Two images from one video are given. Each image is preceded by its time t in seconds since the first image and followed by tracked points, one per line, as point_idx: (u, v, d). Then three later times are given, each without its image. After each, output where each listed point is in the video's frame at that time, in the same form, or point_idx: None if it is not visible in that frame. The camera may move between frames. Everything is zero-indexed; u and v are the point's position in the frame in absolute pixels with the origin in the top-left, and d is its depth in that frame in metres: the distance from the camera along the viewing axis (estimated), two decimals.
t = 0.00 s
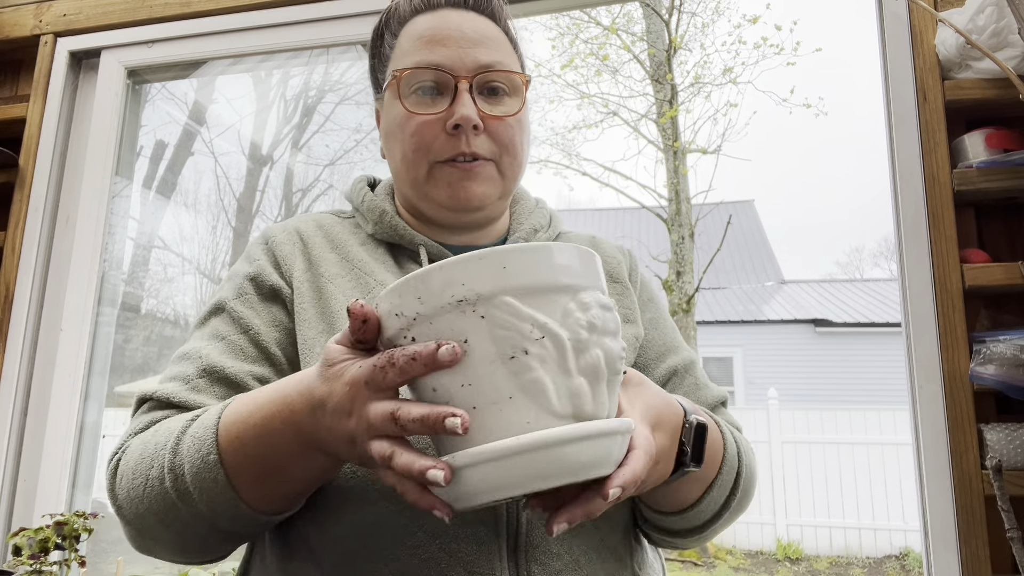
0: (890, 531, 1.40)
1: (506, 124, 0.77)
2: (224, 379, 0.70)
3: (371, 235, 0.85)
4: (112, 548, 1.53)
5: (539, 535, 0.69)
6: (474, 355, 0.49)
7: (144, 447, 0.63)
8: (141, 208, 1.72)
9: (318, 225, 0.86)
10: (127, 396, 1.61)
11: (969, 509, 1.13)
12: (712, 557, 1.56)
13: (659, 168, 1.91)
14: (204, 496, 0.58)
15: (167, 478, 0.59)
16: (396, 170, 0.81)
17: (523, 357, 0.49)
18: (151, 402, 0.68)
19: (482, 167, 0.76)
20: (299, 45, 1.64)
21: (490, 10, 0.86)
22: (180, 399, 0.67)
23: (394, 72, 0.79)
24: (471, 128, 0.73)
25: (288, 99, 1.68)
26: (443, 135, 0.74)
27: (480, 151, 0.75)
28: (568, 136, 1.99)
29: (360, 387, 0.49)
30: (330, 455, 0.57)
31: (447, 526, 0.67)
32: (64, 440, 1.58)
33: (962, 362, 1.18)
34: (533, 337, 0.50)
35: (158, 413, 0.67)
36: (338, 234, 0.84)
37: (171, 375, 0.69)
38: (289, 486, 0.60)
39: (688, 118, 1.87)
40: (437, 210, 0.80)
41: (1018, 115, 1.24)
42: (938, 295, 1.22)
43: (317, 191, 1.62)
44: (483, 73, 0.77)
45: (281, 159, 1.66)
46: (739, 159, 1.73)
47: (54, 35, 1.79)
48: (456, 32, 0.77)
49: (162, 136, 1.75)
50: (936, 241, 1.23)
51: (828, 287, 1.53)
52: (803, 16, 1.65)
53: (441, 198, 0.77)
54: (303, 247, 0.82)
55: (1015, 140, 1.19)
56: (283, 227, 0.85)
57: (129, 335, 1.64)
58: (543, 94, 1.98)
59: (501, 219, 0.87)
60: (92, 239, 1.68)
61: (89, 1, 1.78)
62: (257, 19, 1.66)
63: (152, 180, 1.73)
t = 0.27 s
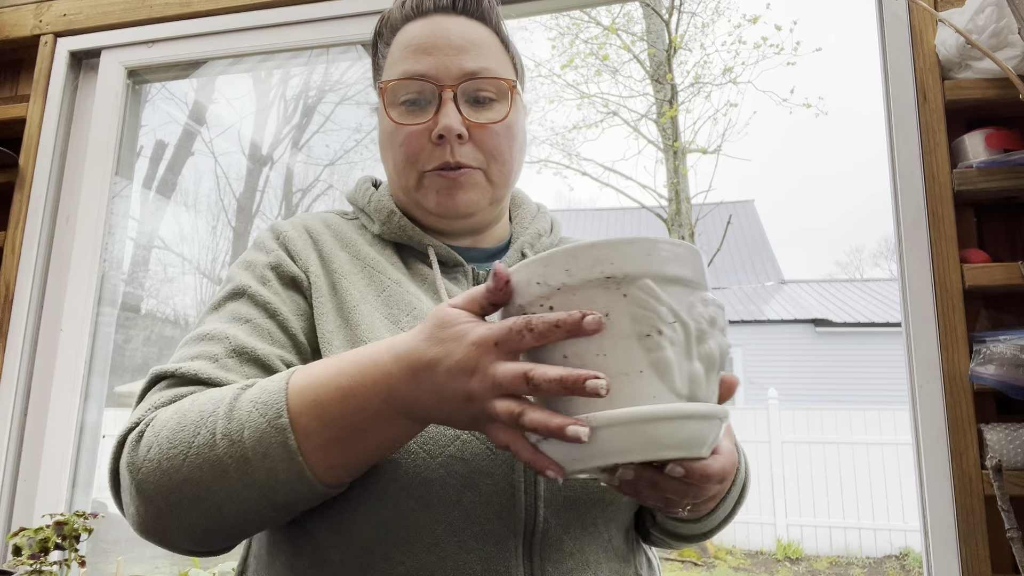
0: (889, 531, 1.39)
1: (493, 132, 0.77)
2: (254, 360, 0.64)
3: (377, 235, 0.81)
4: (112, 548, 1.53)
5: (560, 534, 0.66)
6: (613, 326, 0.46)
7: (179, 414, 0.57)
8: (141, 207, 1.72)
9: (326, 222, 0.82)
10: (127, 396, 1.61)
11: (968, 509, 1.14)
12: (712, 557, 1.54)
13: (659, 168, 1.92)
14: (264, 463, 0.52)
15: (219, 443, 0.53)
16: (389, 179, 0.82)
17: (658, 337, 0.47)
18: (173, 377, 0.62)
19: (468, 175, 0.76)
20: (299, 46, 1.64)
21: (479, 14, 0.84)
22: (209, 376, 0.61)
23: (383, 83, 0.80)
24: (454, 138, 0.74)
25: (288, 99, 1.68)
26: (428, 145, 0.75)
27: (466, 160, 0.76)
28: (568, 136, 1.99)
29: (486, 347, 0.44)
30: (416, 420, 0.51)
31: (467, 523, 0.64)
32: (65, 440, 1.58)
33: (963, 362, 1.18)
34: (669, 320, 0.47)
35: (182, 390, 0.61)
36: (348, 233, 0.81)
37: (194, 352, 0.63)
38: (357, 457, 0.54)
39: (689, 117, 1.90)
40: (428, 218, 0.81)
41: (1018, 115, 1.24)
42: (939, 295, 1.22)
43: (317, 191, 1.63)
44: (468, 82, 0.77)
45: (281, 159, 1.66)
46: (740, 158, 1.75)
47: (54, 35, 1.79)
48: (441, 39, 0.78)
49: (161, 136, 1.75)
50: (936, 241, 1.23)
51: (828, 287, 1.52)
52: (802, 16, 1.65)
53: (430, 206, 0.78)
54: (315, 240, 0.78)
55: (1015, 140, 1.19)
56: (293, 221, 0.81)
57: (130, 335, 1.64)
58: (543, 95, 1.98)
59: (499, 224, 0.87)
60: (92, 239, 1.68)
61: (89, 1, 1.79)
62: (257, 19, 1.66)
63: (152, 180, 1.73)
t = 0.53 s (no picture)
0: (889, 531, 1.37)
1: (497, 139, 0.77)
2: (252, 368, 0.62)
3: (386, 235, 0.81)
4: (112, 548, 1.53)
5: (573, 541, 0.68)
6: (774, 327, 0.54)
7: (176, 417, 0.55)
8: (141, 207, 1.71)
9: (334, 219, 0.81)
10: (127, 396, 1.60)
11: (969, 508, 1.14)
12: (711, 557, 1.56)
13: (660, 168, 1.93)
14: (255, 473, 0.50)
15: (213, 451, 0.51)
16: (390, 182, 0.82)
17: (806, 352, 0.54)
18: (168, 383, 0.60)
19: (469, 184, 0.77)
20: (299, 46, 1.64)
21: (487, 12, 0.83)
22: (207, 384, 0.59)
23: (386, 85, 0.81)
24: (455, 145, 0.75)
25: (288, 99, 1.67)
26: (429, 151, 0.75)
27: (468, 168, 0.77)
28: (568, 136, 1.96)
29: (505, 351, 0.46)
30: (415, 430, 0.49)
31: (490, 533, 0.64)
32: (65, 440, 1.58)
33: (962, 362, 1.18)
34: (818, 342, 0.55)
35: (177, 397, 0.59)
36: (356, 231, 0.80)
37: (192, 360, 0.61)
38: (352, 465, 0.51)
39: (689, 118, 1.90)
40: (428, 224, 0.81)
41: (1018, 115, 1.24)
42: (939, 295, 1.22)
43: (317, 191, 1.62)
44: (471, 87, 0.78)
45: (281, 159, 1.66)
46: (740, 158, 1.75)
47: (54, 35, 1.79)
48: (446, 41, 0.78)
49: (161, 136, 1.75)
50: (936, 242, 1.24)
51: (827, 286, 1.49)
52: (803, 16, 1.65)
53: (429, 214, 0.79)
54: (325, 238, 0.76)
55: (1015, 140, 1.19)
56: (296, 218, 0.79)
57: (130, 335, 1.64)
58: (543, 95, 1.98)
59: (503, 228, 0.88)
60: (92, 239, 1.68)
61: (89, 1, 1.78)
62: (257, 19, 1.66)
63: (152, 180, 1.72)
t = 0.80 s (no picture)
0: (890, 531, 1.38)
1: (512, 140, 0.78)
2: (222, 356, 0.58)
3: (396, 234, 0.79)
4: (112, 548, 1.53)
5: (594, 543, 0.71)
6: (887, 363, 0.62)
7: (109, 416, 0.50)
8: (141, 207, 1.72)
9: (340, 216, 0.79)
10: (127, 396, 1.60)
11: (969, 509, 1.13)
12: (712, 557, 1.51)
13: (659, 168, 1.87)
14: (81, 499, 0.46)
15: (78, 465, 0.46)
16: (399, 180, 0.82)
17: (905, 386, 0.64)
18: (125, 367, 0.55)
19: (483, 185, 0.77)
20: (299, 46, 1.64)
21: (509, 10, 0.82)
22: (171, 369, 0.54)
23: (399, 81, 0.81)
24: (471, 145, 0.75)
25: (288, 99, 1.67)
26: (443, 150, 0.76)
27: (482, 169, 0.77)
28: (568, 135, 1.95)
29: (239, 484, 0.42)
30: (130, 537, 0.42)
31: (517, 540, 0.66)
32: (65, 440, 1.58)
33: (962, 362, 1.18)
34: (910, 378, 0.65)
35: (139, 381, 0.53)
36: (366, 229, 0.78)
37: (160, 346, 0.57)
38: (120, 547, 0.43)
39: (688, 118, 1.85)
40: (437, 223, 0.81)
41: (1018, 115, 1.24)
42: (939, 295, 1.22)
43: (317, 191, 1.62)
44: (488, 87, 0.78)
45: (281, 159, 1.66)
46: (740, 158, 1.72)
47: (54, 35, 1.79)
48: (466, 38, 0.78)
49: (162, 136, 1.75)
50: (936, 242, 1.24)
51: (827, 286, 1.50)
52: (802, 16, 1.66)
53: (440, 213, 0.78)
54: (332, 237, 0.74)
55: (1015, 140, 1.19)
56: (293, 214, 0.76)
57: (130, 335, 1.64)
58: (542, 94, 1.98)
59: (511, 229, 0.88)
60: (92, 239, 1.68)
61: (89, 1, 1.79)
62: (257, 19, 1.66)
63: (152, 180, 1.72)
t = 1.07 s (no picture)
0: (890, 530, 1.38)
1: (521, 141, 0.78)
2: (236, 351, 0.57)
3: (404, 234, 0.79)
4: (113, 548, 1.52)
5: (610, 544, 0.71)
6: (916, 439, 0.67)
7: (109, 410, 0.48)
8: (141, 207, 1.71)
9: (347, 214, 0.78)
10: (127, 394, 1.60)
11: (969, 508, 1.14)
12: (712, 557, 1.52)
13: (659, 168, 1.87)
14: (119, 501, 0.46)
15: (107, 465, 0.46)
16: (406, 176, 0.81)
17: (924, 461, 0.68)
18: (130, 353, 0.54)
19: (490, 185, 0.77)
20: (299, 45, 1.64)
21: (519, 9, 0.82)
22: (184, 360, 0.53)
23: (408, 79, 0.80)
24: (479, 145, 0.75)
25: (288, 99, 1.67)
26: (452, 150, 0.76)
27: (490, 169, 0.77)
28: (567, 136, 1.99)
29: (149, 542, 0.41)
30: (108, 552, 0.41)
31: (536, 542, 0.66)
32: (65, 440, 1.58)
33: (963, 362, 1.18)
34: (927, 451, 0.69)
35: (146, 368, 0.52)
36: (373, 229, 0.77)
37: (169, 333, 0.56)
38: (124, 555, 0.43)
39: (688, 117, 1.85)
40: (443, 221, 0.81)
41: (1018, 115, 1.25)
42: (938, 295, 1.22)
43: (317, 191, 1.62)
44: (498, 87, 0.78)
45: (281, 159, 1.66)
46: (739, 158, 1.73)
47: (54, 35, 1.79)
48: (476, 37, 0.77)
49: (162, 136, 1.75)
50: (936, 242, 1.24)
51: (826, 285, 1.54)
52: (802, 16, 1.66)
53: (446, 212, 0.78)
54: (343, 236, 0.74)
55: (1015, 140, 1.19)
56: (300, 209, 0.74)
57: (130, 335, 1.64)
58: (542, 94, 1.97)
59: (516, 229, 0.88)
60: (92, 239, 1.68)
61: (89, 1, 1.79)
62: (256, 19, 1.66)
63: (152, 180, 1.72)
